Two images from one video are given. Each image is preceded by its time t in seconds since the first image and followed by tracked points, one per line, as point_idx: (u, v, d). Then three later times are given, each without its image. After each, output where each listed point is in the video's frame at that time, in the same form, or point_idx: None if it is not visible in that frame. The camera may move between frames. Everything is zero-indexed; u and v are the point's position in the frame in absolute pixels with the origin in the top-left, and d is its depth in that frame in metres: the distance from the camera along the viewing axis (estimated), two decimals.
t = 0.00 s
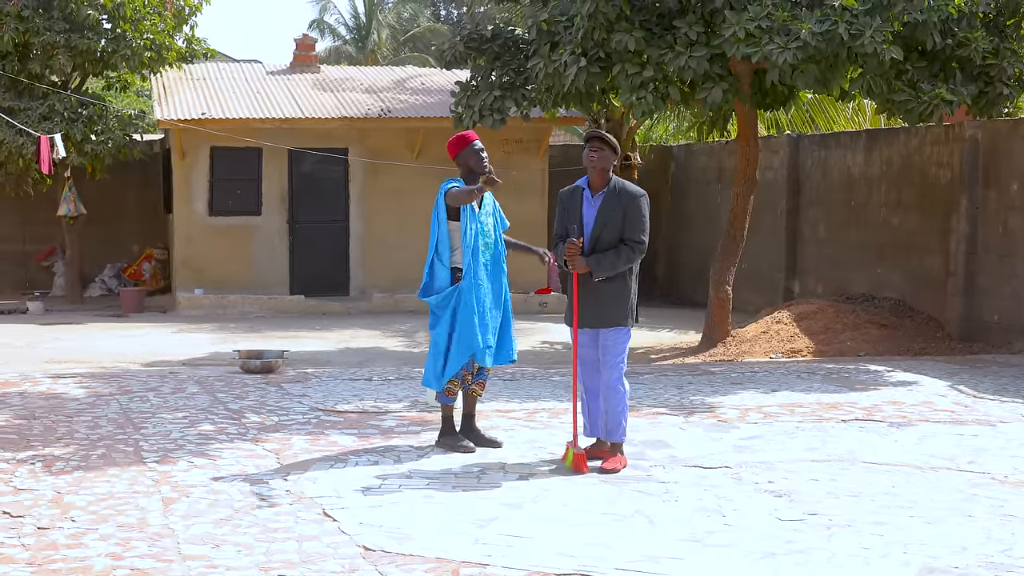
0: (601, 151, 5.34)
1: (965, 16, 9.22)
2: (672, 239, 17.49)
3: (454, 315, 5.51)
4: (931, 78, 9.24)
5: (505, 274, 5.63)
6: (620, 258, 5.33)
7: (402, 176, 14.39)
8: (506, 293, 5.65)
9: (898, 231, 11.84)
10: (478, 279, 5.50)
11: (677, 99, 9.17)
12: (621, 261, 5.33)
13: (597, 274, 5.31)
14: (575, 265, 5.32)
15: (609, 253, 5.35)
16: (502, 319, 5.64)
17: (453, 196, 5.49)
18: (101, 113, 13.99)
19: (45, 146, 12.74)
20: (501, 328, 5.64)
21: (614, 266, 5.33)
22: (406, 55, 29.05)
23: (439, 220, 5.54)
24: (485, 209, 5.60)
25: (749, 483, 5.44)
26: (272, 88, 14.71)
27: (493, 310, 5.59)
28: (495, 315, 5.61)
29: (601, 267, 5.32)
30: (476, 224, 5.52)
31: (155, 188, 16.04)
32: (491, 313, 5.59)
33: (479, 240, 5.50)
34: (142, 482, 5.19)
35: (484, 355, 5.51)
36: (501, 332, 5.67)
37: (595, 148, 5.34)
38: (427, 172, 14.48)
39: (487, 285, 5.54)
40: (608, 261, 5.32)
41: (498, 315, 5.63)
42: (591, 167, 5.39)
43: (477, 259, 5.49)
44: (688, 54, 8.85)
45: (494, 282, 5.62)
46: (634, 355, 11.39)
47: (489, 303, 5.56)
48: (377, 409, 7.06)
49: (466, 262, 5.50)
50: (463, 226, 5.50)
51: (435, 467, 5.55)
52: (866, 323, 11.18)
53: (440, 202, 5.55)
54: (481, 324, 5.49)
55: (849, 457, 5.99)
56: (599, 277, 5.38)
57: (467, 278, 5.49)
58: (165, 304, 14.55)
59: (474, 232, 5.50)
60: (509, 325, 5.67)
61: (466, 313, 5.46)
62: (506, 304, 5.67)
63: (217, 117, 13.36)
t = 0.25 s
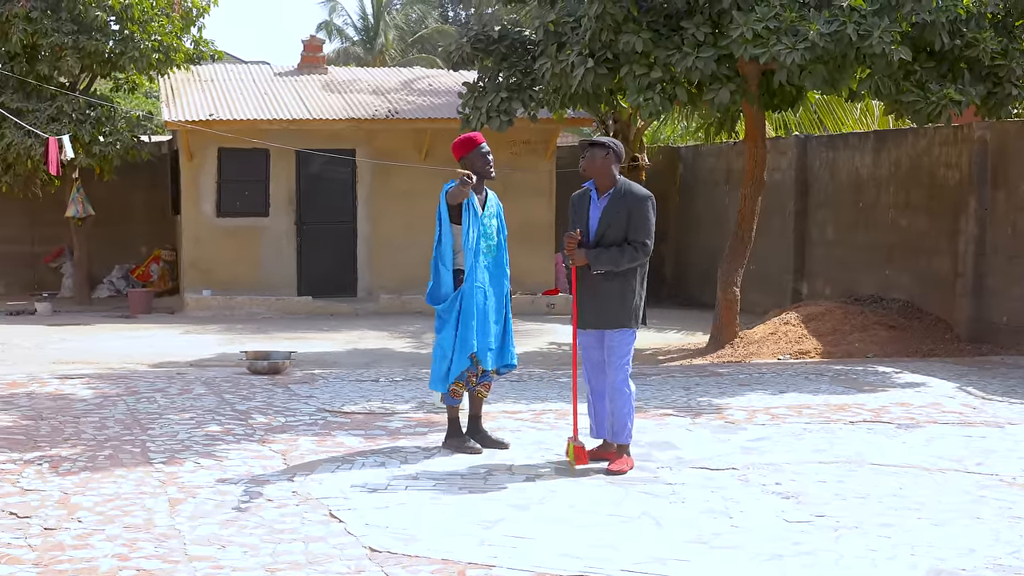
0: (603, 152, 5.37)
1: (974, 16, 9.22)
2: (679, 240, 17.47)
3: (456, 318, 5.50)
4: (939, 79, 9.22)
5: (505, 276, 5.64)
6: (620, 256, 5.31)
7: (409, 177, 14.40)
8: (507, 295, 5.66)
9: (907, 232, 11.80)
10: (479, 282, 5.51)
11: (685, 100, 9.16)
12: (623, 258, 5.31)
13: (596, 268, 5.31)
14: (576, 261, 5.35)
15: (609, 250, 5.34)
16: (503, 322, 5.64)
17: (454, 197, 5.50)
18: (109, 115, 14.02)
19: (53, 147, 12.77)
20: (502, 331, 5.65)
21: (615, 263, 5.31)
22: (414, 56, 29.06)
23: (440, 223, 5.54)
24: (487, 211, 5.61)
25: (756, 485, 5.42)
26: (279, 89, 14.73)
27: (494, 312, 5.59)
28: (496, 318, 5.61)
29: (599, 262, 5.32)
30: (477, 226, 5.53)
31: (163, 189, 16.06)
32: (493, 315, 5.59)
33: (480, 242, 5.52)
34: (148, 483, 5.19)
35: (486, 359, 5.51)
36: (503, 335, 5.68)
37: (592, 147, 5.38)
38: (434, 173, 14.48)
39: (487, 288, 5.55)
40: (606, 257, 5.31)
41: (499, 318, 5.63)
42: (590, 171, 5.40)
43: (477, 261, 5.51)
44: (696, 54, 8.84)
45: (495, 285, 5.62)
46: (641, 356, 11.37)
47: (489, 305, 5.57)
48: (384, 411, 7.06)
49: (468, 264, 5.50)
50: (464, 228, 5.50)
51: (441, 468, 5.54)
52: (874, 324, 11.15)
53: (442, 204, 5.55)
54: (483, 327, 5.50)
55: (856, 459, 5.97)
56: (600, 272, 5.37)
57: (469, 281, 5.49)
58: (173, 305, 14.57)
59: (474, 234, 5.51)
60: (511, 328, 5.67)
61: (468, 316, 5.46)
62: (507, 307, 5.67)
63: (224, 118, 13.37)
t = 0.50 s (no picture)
0: (607, 152, 5.35)
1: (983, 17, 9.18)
2: (689, 241, 17.44)
3: (462, 322, 5.51)
4: (949, 79, 9.19)
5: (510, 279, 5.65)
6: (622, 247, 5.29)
7: (418, 178, 14.41)
8: (511, 298, 5.67)
9: (917, 233, 11.76)
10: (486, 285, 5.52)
11: (694, 101, 9.14)
12: (626, 250, 5.30)
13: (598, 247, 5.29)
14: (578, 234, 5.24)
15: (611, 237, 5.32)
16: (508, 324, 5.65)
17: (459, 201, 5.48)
18: (119, 116, 14.06)
19: (63, 148, 12.79)
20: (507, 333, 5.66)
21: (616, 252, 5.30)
22: (424, 57, 29.09)
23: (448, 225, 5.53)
24: (492, 213, 5.60)
25: (764, 486, 5.41)
26: (289, 90, 14.75)
27: (499, 315, 5.60)
28: (501, 320, 5.62)
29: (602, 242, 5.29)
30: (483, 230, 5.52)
31: (172, 190, 16.10)
32: (498, 318, 5.60)
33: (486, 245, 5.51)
34: (157, 483, 5.20)
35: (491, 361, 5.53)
36: (508, 338, 5.69)
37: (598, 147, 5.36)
38: (443, 174, 14.49)
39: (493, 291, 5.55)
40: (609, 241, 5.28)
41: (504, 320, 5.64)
42: (595, 171, 5.39)
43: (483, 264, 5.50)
44: (705, 55, 8.83)
45: (500, 288, 5.63)
46: (650, 357, 11.36)
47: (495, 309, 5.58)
48: (393, 411, 7.06)
49: (474, 268, 5.50)
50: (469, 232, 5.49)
51: (450, 470, 5.54)
52: (884, 325, 11.13)
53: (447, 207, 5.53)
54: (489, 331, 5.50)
55: (865, 460, 5.95)
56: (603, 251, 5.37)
57: (475, 284, 5.49)
58: (183, 306, 14.60)
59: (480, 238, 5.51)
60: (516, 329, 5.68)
61: (474, 320, 5.46)
62: (512, 309, 5.68)
63: (234, 119, 13.39)
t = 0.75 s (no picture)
0: (614, 153, 5.34)
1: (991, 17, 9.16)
2: (695, 241, 17.42)
3: (467, 323, 5.50)
4: (956, 80, 9.17)
5: (515, 281, 5.65)
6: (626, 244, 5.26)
7: (426, 179, 14.42)
8: (516, 299, 5.67)
9: (924, 234, 11.74)
10: (491, 286, 5.51)
11: (700, 101, 9.14)
12: (630, 249, 5.27)
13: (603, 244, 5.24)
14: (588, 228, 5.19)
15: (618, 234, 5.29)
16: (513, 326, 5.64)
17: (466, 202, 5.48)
18: (126, 116, 14.06)
19: (69, 149, 12.78)
20: (512, 335, 5.65)
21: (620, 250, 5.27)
22: (432, 58, 29.13)
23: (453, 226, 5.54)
24: (499, 215, 5.61)
25: (770, 487, 5.40)
26: (296, 91, 14.77)
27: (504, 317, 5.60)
28: (506, 322, 5.61)
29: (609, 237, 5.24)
30: (489, 231, 5.52)
31: (179, 191, 16.13)
32: (503, 320, 5.59)
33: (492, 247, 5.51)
34: (163, 484, 5.21)
35: (496, 363, 5.51)
36: (513, 340, 5.67)
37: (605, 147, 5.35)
38: (450, 175, 14.49)
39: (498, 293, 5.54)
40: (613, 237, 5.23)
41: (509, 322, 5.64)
42: (602, 171, 5.39)
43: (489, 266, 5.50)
44: (712, 55, 8.81)
45: (505, 289, 5.63)
46: (657, 358, 11.34)
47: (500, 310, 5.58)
48: (399, 412, 7.06)
49: (479, 269, 5.49)
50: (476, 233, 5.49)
51: (456, 470, 5.54)
52: (891, 326, 11.10)
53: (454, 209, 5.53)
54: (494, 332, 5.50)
55: (871, 461, 5.94)
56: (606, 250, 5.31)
57: (480, 286, 5.48)
58: (190, 306, 14.62)
59: (486, 239, 5.50)
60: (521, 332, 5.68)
61: (479, 322, 5.46)
62: (517, 311, 5.68)
63: (241, 120, 13.40)
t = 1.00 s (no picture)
0: (619, 153, 5.34)
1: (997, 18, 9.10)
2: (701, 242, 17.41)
3: (474, 325, 5.50)
4: (962, 81, 9.15)
5: (522, 282, 5.65)
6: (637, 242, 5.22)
7: (431, 179, 14.43)
8: (523, 301, 5.67)
9: (930, 235, 11.71)
10: (498, 287, 5.51)
11: (706, 102, 9.13)
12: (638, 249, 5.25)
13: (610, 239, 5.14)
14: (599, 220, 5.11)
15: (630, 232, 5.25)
16: (520, 328, 5.64)
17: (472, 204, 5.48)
18: (132, 117, 14.10)
19: (75, 150, 12.81)
20: (519, 336, 5.65)
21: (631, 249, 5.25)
22: (437, 58, 29.14)
23: (459, 227, 5.54)
24: (504, 216, 5.61)
25: (775, 488, 5.39)
26: (302, 92, 14.78)
27: (511, 318, 5.60)
28: (513, 323, 5.62)
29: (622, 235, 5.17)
30: (495, 233, 5.52)
31: (185, 191, 16.16)
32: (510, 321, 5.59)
33: (498, 249, 5.51)
34: (168, 484, 5.22)
35: (503, 364, 5.52)
36: (520, 341, 5.68)
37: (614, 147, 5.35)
38: (456, 176, 14.50)
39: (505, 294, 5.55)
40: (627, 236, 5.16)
41: (516, 324, 5.64)
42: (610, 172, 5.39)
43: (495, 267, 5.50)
44: (717, 56, 8.80)
45: (512, 290, 5.63)
46: (662, 359, 11.33)
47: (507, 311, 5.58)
48: (404, 413, 7.07)
49: (486, 271, 5.50)
50: (482, 235, 5.49)
51: (461, 470, 5.55)
52: (897, 327, 11.09)
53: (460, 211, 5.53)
54: (501, 334, 5.50)
55: (877, 462, 5.93)
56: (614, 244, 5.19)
57: (487, 287, 5.48)
58: (195, 307, 14.63)
59: (492, 241, 5.50)
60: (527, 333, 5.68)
61: (486, 323, 5.46)
62: (524, 312, 5.68)
63: (246, 120, 13.41)
